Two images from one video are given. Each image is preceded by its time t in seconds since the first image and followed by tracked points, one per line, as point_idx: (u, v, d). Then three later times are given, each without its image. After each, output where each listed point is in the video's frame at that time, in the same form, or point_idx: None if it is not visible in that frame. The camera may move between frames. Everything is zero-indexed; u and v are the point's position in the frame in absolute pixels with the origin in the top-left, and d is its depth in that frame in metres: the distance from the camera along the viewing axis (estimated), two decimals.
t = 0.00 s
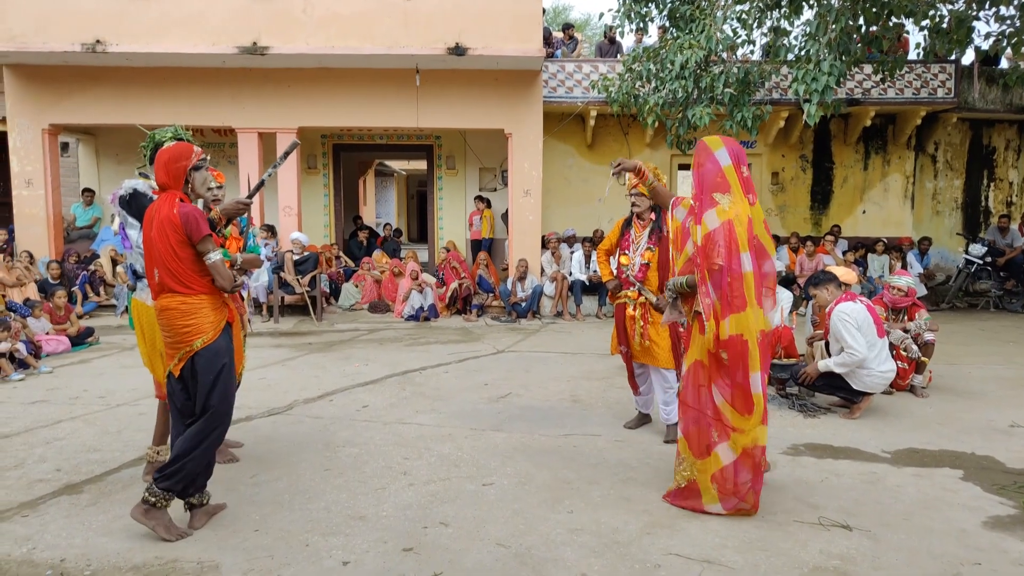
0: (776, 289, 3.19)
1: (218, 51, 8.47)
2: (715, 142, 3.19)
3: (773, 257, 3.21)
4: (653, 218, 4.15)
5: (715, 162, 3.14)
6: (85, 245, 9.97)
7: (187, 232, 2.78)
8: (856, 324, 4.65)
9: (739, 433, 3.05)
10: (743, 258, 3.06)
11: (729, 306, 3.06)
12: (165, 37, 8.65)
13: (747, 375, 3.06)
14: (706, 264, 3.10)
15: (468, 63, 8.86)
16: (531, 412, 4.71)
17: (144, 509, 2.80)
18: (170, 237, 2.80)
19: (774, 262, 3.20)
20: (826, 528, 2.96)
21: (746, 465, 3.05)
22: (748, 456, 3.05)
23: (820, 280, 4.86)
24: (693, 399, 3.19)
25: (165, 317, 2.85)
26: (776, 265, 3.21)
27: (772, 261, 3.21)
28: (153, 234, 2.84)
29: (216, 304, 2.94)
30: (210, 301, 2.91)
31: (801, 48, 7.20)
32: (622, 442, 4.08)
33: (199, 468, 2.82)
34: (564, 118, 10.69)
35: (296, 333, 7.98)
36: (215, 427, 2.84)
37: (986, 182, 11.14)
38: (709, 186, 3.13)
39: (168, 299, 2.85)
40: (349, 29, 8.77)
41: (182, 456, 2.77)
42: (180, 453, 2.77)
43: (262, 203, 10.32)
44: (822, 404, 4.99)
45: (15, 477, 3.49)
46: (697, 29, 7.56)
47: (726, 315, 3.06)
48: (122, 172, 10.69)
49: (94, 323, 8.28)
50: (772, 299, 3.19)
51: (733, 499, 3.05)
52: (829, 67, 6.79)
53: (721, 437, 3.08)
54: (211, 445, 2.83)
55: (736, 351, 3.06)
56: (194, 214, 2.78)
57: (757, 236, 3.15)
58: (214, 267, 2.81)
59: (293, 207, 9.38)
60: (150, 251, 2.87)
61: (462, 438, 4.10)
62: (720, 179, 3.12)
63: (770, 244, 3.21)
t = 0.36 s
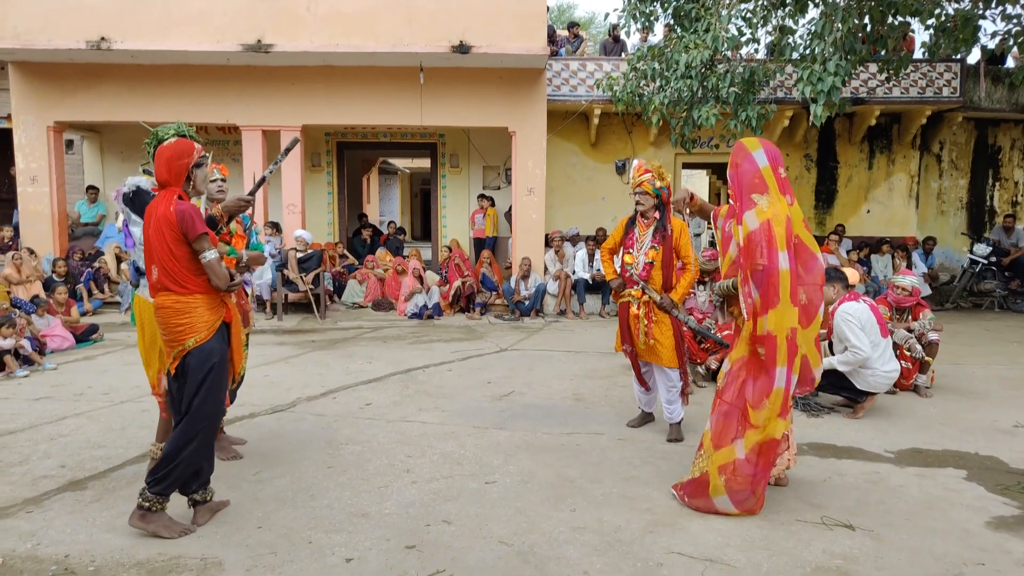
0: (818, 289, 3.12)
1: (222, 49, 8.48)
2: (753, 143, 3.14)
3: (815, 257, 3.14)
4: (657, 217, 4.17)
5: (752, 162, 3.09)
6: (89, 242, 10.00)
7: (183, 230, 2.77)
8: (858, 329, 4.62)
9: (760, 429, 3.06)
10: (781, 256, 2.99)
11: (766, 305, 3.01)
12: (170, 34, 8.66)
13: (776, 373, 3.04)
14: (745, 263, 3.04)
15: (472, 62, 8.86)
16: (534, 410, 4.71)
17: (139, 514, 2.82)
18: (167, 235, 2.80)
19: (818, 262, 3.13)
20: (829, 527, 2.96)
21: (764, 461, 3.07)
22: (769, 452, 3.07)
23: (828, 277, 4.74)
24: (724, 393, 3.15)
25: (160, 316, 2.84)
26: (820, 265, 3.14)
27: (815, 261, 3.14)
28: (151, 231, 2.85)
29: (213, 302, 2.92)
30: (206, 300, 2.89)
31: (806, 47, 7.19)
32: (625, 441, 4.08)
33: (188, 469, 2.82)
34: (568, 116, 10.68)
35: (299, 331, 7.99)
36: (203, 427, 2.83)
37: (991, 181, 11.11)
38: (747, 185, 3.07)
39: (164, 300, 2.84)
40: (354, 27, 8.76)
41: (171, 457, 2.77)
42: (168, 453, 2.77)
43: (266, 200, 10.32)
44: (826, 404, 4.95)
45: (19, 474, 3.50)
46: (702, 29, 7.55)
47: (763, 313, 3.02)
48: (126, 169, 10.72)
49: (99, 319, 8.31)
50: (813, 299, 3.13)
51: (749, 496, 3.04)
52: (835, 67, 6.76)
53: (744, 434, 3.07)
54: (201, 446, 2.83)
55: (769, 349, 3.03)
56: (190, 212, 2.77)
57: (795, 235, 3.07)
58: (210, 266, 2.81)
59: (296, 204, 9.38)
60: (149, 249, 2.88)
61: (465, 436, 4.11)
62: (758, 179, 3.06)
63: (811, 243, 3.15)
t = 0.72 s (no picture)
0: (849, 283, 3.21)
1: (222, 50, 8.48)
2: (786, 140, 3.20)
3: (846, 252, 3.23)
4: (656, 218, 4.16)
5: (785, 159, 3.15)
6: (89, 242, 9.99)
7: (169, 230, 2.73)
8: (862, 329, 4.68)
9: (813, 426, 3.08)
10: (819, 254, 3.05)
11: (806, 302, 3.07)
12: (170, 35, 8.66)
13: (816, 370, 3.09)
14: (786, 259, 3.07)
15: (471, 62, 8.86)
16: (533, 410, 4.71)
17: (133, 528, 2.81)
18: (149, 236, 2.76)
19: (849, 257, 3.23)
20: (829, 528, 2.96)
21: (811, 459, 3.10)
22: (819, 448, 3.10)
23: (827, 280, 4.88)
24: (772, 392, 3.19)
25: (137, 322, 2.82)
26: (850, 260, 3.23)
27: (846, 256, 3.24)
28: (132, 232, 2.80)
29: (192, 306, 2.89)
30: (185, 303, 2.85)
31: (806, 49, 7.19)
32: (624, 442, 4.08)
33: (166, 478, 2.80)
34: (568, 117, 10.68)
35: (299, 331, 8.00)
36: (174, 435, 2.80)
37: (990, 182, 11.12)
38: (782, 183, 3.13)
39: (140, 305, 2.81)
40: (354, 28, 8.76)
41: (146, 467, 2.75)
42: (143, 463, 2.75)
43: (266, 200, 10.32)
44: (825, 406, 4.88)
45: (18, 474, 3.50)
46: (702, 30, 7.56)
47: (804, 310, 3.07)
48: (126, 169, 10.72)
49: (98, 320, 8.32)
50: (848, 293, 3.22)
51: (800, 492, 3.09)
52: (835, 68, 6.76)
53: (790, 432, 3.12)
54: (174, 455, 2.81)
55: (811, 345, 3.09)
56: (176, 212, 2.73)
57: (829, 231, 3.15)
58: (193, 269, 2.77)
59: (296, 205, 9.37)
60: (130, 251, 2.83)
61: (465, 437, 4.11)
62: (793, 176, 3.13)
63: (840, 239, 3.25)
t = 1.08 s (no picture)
0: (872, 281, 3.27)
1: (219, 48, 8.47)
2: (810, 138, 3.22)
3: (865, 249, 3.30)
4: (653, 216, 4.16)
5: (811, 158, 3.19)
6: (85, 241, 9.95)
7: (145, 227, 2.73)
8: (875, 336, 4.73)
9: (856, 424, 3.14)
10: (841, 254, 3.12)
11: (831, 301, 3.14)
12: (166, 33, 8.63)
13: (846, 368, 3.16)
14: (807, 259, 3.14)
15: (469, 61, 8.86)
16: (531, 409, 4.72)
17: (130, 528, 2.81)
18: (126, 234, 2.75)
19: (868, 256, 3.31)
20: (826, 526, 2.96)
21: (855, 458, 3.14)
22: (867, 446, 3.15)
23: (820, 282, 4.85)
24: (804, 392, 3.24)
25: (115, 324, 2.80)
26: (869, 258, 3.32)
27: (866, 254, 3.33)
28: (109, 228, 2.79)
29: (171, 306, 2.87)
30: (163, 303, 2.84)
31: (804, 48, 7.21)
32: (622, 440, 4.09)
33: (154, 480, 2.80)
34: (566, 115, 10.67)
35: (297, 330, 7.99)
36: (155, 437, 2.79)
37: (987, 181, 11.15)
38: (807, 182, 3.19)
39: (116, 306, 2.80)
40: (351, 27, 8.75)
41: (132, 469, 2.76)
42: (128, 466, 2.76)
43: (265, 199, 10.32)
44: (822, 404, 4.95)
45: (15, 474, 3.49)
46: (699, 29, 7.57)
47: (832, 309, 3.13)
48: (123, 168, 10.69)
49: (96, 319, 8.30)
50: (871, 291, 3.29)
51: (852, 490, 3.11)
52: (834, 68, 6.77)
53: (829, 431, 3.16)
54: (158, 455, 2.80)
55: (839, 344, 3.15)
56: (154, 209, 2.74)
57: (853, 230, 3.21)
58: (170, 267, 2.76)
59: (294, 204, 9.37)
60: (107, 249, 2.82)
61: (463, 436, 4.11)
62: (818, 175, 3.18)
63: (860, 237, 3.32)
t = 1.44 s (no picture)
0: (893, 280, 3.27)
1: (217, 44, 8.45)
2: (826, 139, 3.21)
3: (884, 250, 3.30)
4: (652, 215, 4.16)
5: (827, 158, 3.18)
6: (82, 237, 9.92)
7: (132, 225, 2.71)
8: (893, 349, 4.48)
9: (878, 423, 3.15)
10: (859, 254, 3.09)
11: (849, 304, 3.08)
12: (164, 29, 8.60)
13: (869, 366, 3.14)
14: (825, 261, 3.09)
15: (467, 59, 8.85)
16: (529, 407, 4.72)
17: (128, 524, 2.81)
18: (115, 231, 2.74)
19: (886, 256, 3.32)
20: (822, 525, 2.97)
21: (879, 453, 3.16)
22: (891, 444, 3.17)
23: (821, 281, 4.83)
24: (819, 391, 3.22)
25: (117, 321, 2.81)
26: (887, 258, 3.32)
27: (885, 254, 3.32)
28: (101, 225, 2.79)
29: (170, 303, 2.87)
30: (162, 300, 2.83)
31: (802, 47, 7.21)
32: (620, 439, 4.09)
33: (154, 477, 2.79)
34: (565, 114, 10.66)
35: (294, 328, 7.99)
36: (157, 434, 2.78)
37: (984, 182, 11.17)
38: (824, 183, 3.16)
39: (117, 303, 2.80)
40: (350, 24, 8.73)
41: (132, 466, 2.75)
42: (129, 462, 2.75)
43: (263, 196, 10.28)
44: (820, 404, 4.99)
45: (11, 471, 3.49)
46: (698, 27, 7.57)
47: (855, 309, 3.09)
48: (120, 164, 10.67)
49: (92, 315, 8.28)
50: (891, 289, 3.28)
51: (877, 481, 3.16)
52: (833, 68, 6.77)
53: (854, 427, 3.15)
54: (159, 452, 2.80)
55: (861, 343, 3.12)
56: (139, 207, 2.72)
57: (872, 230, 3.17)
58: (162, 265, 2.74)
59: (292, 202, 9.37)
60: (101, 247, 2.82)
61: (460, 434, 4.11)
62: (835, 176, 3.17)
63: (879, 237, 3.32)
